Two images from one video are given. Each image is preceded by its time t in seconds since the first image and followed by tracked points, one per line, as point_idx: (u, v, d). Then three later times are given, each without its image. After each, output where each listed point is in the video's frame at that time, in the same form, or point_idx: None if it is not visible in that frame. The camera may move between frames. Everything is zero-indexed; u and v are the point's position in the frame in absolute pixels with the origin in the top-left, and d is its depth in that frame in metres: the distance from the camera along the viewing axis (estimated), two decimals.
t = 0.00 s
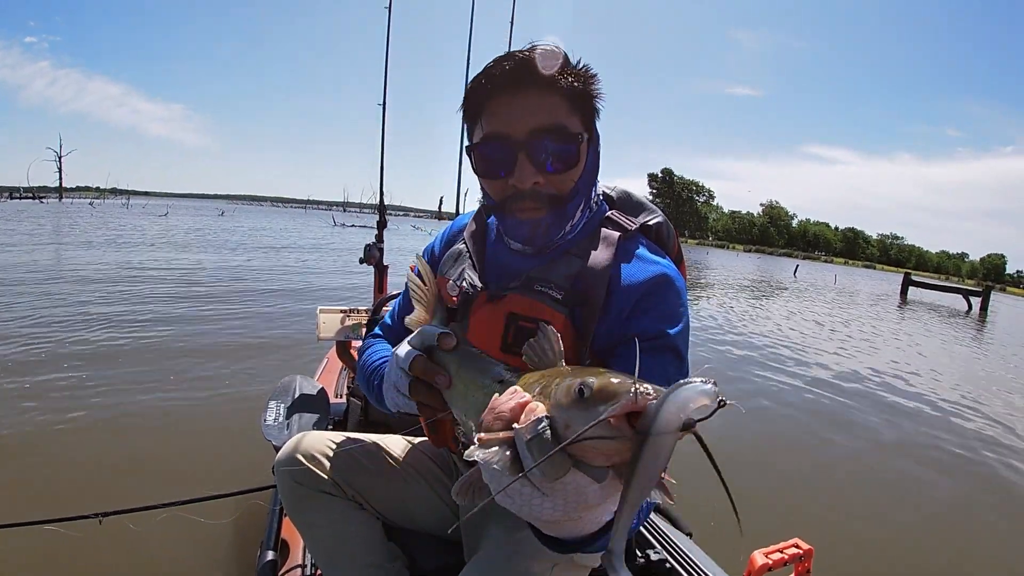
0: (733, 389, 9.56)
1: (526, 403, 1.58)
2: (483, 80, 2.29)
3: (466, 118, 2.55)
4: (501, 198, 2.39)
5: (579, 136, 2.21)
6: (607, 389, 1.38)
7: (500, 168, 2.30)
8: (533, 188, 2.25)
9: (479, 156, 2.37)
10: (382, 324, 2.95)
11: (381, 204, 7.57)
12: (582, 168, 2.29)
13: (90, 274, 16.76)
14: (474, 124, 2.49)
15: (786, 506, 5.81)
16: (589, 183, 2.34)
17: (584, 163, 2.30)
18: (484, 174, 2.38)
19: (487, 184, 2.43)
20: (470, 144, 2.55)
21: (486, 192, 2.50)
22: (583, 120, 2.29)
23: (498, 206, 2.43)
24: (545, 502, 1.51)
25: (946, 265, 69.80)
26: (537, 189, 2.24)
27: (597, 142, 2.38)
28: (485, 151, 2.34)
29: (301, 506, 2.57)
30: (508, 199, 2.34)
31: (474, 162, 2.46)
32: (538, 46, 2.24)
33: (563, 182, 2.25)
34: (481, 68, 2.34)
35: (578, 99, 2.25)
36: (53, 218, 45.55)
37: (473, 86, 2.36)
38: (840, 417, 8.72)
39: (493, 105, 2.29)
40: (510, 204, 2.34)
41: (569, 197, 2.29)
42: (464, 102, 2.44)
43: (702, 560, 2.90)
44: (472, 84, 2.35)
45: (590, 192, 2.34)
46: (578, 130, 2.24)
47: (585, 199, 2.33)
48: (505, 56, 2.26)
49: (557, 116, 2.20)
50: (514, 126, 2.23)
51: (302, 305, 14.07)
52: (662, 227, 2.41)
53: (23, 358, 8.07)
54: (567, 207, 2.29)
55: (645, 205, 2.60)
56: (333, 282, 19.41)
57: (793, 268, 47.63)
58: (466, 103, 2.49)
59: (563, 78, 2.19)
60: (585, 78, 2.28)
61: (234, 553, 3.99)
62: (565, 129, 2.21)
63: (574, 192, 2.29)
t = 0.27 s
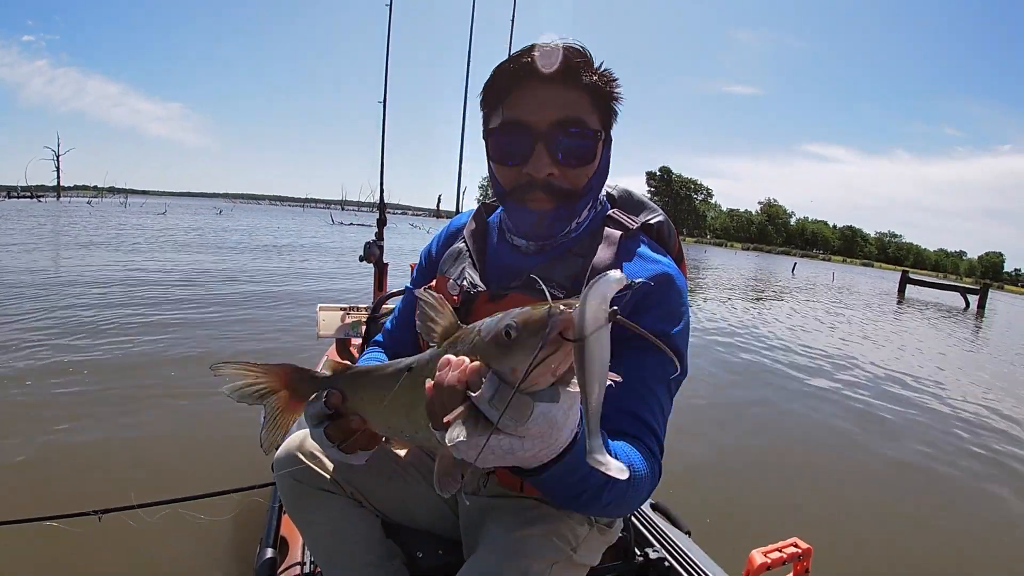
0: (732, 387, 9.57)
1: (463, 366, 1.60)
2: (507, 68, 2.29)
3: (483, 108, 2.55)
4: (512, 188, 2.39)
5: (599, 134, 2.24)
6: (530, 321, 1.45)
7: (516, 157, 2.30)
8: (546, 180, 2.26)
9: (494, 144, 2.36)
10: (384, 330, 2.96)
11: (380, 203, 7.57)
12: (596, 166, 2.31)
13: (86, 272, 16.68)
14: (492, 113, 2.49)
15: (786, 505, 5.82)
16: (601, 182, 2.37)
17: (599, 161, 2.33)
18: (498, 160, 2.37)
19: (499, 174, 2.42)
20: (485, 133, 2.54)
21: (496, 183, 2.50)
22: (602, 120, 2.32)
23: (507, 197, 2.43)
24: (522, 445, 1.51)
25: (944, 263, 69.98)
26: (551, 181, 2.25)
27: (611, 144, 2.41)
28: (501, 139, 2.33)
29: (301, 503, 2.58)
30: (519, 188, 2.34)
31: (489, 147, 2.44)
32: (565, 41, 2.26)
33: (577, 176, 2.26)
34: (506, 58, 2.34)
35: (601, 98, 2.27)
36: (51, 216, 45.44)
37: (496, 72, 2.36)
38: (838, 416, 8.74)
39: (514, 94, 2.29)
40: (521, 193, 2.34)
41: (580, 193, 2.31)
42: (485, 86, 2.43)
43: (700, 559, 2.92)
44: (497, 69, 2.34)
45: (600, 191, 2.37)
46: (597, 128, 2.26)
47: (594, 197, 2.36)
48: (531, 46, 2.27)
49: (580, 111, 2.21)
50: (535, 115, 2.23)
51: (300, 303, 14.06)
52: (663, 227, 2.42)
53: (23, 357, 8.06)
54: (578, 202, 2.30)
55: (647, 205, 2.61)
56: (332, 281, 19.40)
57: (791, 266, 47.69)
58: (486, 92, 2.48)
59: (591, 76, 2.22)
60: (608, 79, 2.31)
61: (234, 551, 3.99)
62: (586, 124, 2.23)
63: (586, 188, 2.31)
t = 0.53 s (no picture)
0: (732, 386, 9.58)
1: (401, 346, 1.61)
2: (519, 62, 2.28)
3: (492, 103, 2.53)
4: (515, 183, 2.35)
5: (607, 132, 2.22)
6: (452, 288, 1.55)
7: (521, 150, 2.27)
8: (551, 175, 2.23)
9: (500, 138, 2.34)
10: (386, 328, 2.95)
11: (381, 203, 7.57)
12: (602, 166, 2.29)
13: (86, 273, 16.66)
14: (500, 108, 2.47)
15: (787, 505, 5.83)
16: (607, 183, 2.35)
17: (605, 161, 2.31)
18: (504, 153, 2.34)
19: (503, 169, 2.40)
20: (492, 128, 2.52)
21: (500, 178, 2.47)
22: (612, 120, 2.31)
23: (510, 193, 2.40)
24: (472, 411, 1.48)
25: (942, 262, 70.08)
26: (555, 176, 2.23)
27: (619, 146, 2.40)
28: (507, 133, 2.31)
29: (301, 503, 2.57)
30: (523, 182, 2.30)
31: (495, 140, 2.40)
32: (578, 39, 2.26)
33: (583, 174, 2.24)
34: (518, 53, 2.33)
35: (612, 98, 2.27)
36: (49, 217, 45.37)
37: (509, 66, 2.33)
38: (838, 414, 8.75)
39: (523, 89, 2.27)
40: (524, 188, 2.30)
41: (584, 191, 2.28)
42: (496, 80, 2.41)
43: (701, 557, 2.94)
44: (510, 63, 2.33)
45: (604, 192, 2.35)
46: (605, 127, 2.25)
47: (598, 198, 2.34)
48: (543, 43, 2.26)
49: (589, 108, 2.20)
50: (544, 109, 2.21)
51: (300, 303, 14.05)
52: (665, 227, 2.41)
53: (22, 358, 8.05)
54: (581, 200, 2.28)
55: (648, 206, 2.61)
56: (332, 281, 19.39)
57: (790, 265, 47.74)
58: (495, 87, 2.47)
59: (603, 76, 2.23)
60: (619, 81, 2.31)
61: (236, 550, 4.00)
62: (595, 122, 2.21)
63: (592, 186, 2.28)
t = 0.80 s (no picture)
0: (731, 386, 9.60)
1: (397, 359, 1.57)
2: (524, 60, 2.29)
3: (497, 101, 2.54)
4: (517, 181, 2.36)
5: (611, 131, 2.22)
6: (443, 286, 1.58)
7: (523, 148, 2.28)
8: (552, 173, 2.24)
9: (504, 136, 2.35)
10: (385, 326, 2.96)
11: (381, 202, 7.57)
12: (605, 165, 2.29)
13: (83, 273, 16.62)
14: (505, 106, 2.47)
15: (787, 504, 5.84)
16: (610, 182, 2.35)
17: (609, 161, 2.31)
18: (507, 150, 2.35)
19: (507, 166, 2.40)
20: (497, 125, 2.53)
21: (503, 176, 2.48)
22: (616, 120, 2.31)
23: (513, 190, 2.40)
24: (482, 401, 1.49)
25: (939, 262, 70.31)
26: (557, 175, 2.23)
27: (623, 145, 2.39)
28: (511, 131, 2.32)
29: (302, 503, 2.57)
30: (525, 179, 2.31)
31: (499, 138, 2.41)
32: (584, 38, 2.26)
33: (585, 172, 2.24)
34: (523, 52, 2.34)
35: (617, 98, 2.27)
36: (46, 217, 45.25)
37: (514, 64, 2.34)
38: (836, 414, 8.77)
39: (527, 86, 2.28)
40: (526, 185, 2.31)
41: (586, 189, 2.28)
42: (501, 78, 2.41)
43: (702, 555, 2.96)
44: (515, 61, 2.33)
45: (608, 191, 2.35)
46: (609, 126, 2.25)
47: (601, 197, 2.33)
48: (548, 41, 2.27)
49: (593, 108, 2.21)
50: (548, 108, 2.22)
51: (299, 303, 14.06)
52: (668, 227, 2.37)
53: (22, 358, 8.04)
54: (584, 198, 2.27)
55: (652, 205, 2.59)
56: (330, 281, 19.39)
57: (788, 265, 47.84)
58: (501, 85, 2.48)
59: (608, 75, 2.23)
60: (624, 80, 2.31)
61: (237, 549, 4.00)
62: (599, 121, 2.21)
63: (594, 185, 2.28)
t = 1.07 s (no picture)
0: (729, 387, 9.62)
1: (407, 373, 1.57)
2: (522, 60, 2.30)
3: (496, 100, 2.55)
4: (514, 181, 2.37)
5: (606, 132, 2.23)
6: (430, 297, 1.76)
7: (518, 148, 2.29)
8: (547, 173, 2.25)
9: (500, 135, 2.36)
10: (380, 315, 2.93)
11: (381, 203, 7.59)
12: (601, 165, 2.30)
13: (80, 273, 16.58)
14: (503, 105, 2.48)
15: (786, 505, 5.86)
16: (608, 182, 2.35)
17: (606, 161, 2.31)
18: (503, 151, 2.36)
19: (504, 165, 2.41)
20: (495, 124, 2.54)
21: (501, 175, 2.49)
22: (613, 120, 2.31)
23: (510, 189, 2.41)
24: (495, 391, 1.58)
25: (936, 263, 70.53)
26: (552, 175, 2.24)
27: (622, 145, 2.39)
28: (508, 130, 2.33)
29: (299, 500, 2.57)
30: (521, 180, 2.32)
31: (497, 138, 2.43)
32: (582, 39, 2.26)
33: (581, 173, 2.25)
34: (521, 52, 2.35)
35: (613, 99, 2.28)
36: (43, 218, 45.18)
37: (513, 65, 2.35)
38: (834, 415, 8.80)
39: (524, 86, 2.29)
40: (522, 185, 2.32)
41: (582, 190, 2.29)
42: (501, 78, 2.43)
43: (701, 555, 2.96)
44: (514, 61, 2.34)
45: (605, 191, 2.35)
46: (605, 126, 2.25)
47: (599, 197, 2.34)
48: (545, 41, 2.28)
49: (588, 108, 2.21)
50: (543, 108, 2.22)
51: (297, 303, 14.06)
52: (669, 227, 2.37)
53: (20, 358, 8.04)
54: (580, 198, 2.28)
55: (653, 206, 2.59)
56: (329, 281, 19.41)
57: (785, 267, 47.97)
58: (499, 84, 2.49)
59: (605, 75, 2.23)
60: (622, 81, 2.31)
61: (235, 548, 4.00)
62: (594, 122, 2.22)
63: (590, 186, 2.29)
